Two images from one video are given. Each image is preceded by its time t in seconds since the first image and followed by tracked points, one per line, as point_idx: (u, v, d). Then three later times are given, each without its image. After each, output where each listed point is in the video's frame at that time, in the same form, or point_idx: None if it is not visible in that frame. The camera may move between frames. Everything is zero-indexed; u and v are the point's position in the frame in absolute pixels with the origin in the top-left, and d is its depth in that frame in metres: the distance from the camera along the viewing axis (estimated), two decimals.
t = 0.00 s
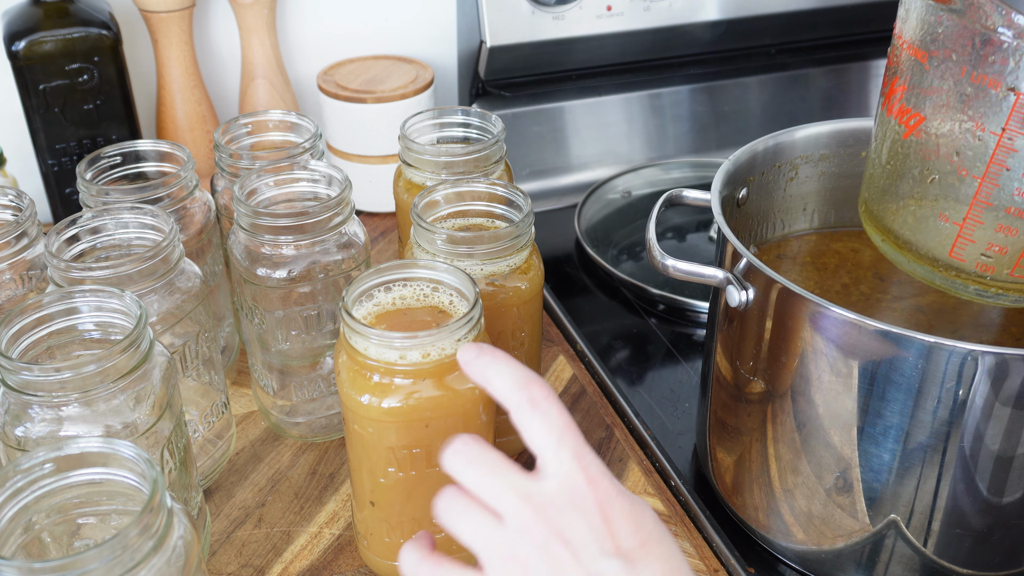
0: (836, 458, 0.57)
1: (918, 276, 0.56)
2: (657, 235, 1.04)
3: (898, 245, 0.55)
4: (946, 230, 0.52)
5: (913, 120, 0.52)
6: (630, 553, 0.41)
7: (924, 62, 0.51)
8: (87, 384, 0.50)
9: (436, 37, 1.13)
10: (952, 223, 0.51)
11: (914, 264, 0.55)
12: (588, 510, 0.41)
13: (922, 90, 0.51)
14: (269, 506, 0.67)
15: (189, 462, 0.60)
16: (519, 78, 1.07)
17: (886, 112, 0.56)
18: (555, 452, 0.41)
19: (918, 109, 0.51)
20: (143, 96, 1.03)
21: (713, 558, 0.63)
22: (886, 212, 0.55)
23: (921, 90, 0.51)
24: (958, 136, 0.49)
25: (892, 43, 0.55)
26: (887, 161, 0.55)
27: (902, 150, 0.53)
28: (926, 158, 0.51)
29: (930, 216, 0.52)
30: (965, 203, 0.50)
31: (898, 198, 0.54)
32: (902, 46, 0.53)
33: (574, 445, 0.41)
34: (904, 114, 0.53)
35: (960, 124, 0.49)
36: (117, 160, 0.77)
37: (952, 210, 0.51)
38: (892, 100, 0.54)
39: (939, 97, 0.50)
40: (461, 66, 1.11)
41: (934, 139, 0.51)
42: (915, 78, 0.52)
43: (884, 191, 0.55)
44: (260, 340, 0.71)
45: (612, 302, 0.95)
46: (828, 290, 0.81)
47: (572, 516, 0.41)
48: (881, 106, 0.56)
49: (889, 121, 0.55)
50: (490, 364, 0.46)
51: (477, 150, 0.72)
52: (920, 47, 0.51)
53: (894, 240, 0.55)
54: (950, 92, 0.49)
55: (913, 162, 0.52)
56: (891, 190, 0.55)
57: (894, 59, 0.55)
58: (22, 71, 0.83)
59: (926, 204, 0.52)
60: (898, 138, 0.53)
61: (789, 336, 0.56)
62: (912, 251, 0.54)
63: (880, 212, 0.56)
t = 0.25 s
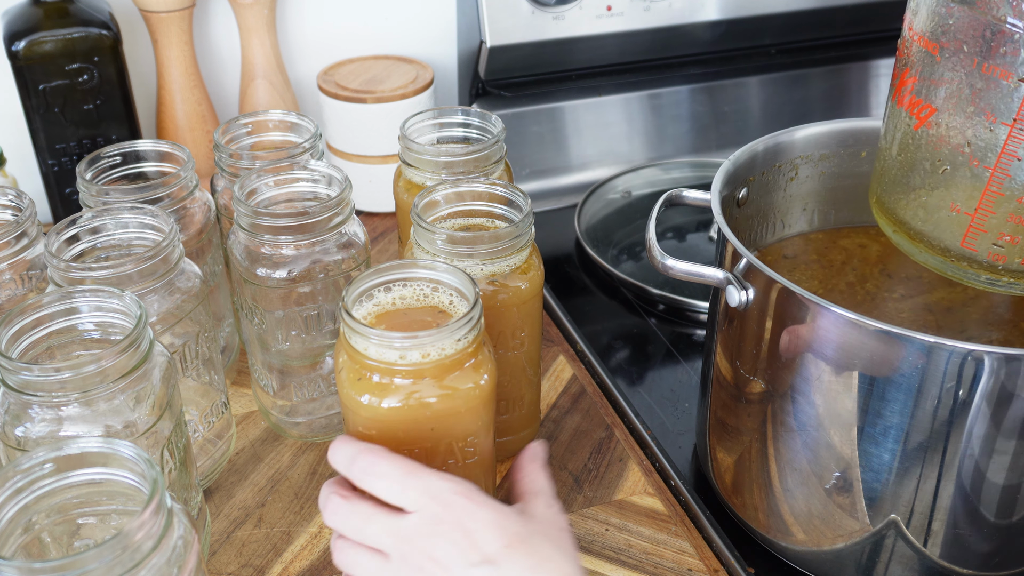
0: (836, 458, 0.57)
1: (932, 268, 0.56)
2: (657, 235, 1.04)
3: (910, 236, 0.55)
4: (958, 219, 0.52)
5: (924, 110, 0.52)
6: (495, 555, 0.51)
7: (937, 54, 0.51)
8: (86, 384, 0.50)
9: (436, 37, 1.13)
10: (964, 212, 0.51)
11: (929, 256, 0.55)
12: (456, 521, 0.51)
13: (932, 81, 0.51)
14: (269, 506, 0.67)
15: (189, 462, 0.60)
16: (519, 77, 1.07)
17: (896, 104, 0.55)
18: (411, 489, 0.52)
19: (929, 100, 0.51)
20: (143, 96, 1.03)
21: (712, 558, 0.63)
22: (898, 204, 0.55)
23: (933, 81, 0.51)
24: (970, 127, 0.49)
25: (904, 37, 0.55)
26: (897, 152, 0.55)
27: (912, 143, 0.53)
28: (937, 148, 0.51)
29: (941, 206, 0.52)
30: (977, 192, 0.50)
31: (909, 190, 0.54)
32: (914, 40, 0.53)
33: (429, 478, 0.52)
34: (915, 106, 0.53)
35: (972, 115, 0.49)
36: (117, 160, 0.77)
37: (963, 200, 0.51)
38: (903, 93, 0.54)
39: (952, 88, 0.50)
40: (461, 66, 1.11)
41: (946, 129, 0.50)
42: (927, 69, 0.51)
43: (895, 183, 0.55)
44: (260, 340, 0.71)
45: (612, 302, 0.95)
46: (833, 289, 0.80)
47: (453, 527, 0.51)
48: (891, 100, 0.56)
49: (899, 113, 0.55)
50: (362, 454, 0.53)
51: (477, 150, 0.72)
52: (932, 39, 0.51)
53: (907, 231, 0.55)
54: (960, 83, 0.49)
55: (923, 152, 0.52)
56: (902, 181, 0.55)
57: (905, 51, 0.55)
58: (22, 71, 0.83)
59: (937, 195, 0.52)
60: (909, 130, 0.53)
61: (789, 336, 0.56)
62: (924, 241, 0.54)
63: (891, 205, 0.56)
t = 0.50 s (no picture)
0: (836, 458, 0.57)
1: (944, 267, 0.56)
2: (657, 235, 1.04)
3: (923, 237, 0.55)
4: (970, 221, 0.52)
5: (937, 117, 0.52)
6: (385, 564, 0.50)
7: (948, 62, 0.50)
8: (86, 384, 0.50)
9: (436, 37, 1.13)
10: (978, 215, 0.51)
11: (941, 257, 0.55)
12: (354, 526, 0.51)
13: (946, 87, 0.51)
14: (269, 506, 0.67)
15: (189, 462, 0.60)
16: (519, 78, 1.07)
17: (908, 108, 0.55)
18: (323, 482, 0.53)
19: (941, 106, 0.51)
20: (143, 96, 1.03)
21: (712, 558, 0.63)
22: (911, 204, 0.55)
23: (945, 88, 0.51)
24: (984, 134, 0.49)
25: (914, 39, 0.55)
26: (910, 153, 0.55)
27: (926, 146, 0.53)
28: (951, 151, 0.51)
29: (955, 208, 0.52)
30: (991, 195, 0.50)
31: (922, 190, 0.54)
32: (924, 44, 0.53)
33: (344, 481, 0.53)
34: (927, 112, 0.53)
35: (985, 121, 0.49)
36: (117, 160, 0.77)
37: (977, 202, 0.51)
38: (915, 98, 0.54)
39: (965, 95, 0.50)
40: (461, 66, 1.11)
41: (960, 135, 0.51)
42: (939, 76, 0.51)
43: (909, 183, 0.55)
44: (260, 340, 0.71)
45: (613, 302, 0.95)
46: (829, 291, 0.81)
47: (355, 534, 0.51)
48: (904, 103, 0.56)
49: (912, 118, 0.55)
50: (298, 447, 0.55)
51: (477, 150, 0.72)
52: (941, 46, 0.51)
53: (919, 232, 0.55)
54: (973, 90, 0.49)
55: (937, 153, 0.52)
56: (915, 182, 0.55)
57: (915, 56, 0.55)
58: (22, 71, 0.83)
59: (951, 196, 0.52)
60: (922, 134, 0.53)
61: (789, 335, 0.56)
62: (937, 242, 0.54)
63: (903, 205, 0.56)
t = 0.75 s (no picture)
0: (836, 458, 0.57)
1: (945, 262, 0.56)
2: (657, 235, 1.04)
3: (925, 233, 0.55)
4: (975, 217, 0.51)
5: (942, 113, 0.52)
6: (314, 536, 0.50)
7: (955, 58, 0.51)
8: (87, 384, 0.50)
9: (436, 37, 1.13)
10: (983, 211, 0.51)
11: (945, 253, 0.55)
12: (294, 502, 0.51)
13: (952, 83, 0.51)
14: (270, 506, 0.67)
15: (189, 462, 0.60)
16: (519, 78, 1.07)
17: (911, 104, 0.55)
18: (268, 452, 0.54)
19: (947, 102, 0.51)
20: (143, 96, 1.03)
21: (713, 558, 0.63)
22: (913, 201, 0.55)
23: (952, 84, 0.51)
24: (990, 130, 0.50)
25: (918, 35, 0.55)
26: (914, 149, 0.55)
27: (930, 143, 0.53)
28: (957, 147, 0.51)
29: (960, 204, 0.52)
30: (996, 192, 0.50)
31: (926, 187, 0.54)
32: (929, 40, 0.53)
33: (289, 452, 0.54)
34: (932, 108, 0.53)
35: (992, 117, 0.49)
36: (117, 160, 0.77)
37: (983, 197, 0.51)
38: (919, 94, 0.54)
39: (972, 90, 0.50)
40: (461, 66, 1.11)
41: (966, 131, 0.51)
42: (945, 72, 0.51)
43: (912, 180, 0.55)
44: (260, 340, 0.71)
45: (613, 302, 0.95)
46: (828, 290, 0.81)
47: (293, 507, 0.51)
48: (907, 100, 0.56)
49: (915, 114, 0.55)
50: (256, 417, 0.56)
51: (477, 150, 0.72)
52: (948, 42, 0.51)
53: (922, 228, 0.55)
54: (980, 85, 0.49)
55: (942, 150, 0.52)
56: (919, 178, 0.54)
57: (920, 52, 0.55)
58: (22, 71, 0.83)
59: (955, 193, 0.52)
60: (926, 130, 0.53)
61: (788, 335, 0.56)
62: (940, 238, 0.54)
63: (906, 202, 0.56)
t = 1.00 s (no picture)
0: (836, 458, 0.57)
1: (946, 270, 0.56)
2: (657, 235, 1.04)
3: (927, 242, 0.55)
4: (977, 224, 0.51)
5: (944, 120, 0.52)
6: (348, 522, 0.51)
7: (956, 66, 0.50)
8: (86, 384, 0.50)
9: (436, 37, 1.13)
10: (986, 218, 0.51)
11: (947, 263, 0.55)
12: (317, 494, 0.52)
13: (952, 89, 0.51)
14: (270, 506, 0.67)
15: (189, 462, 0.60)
16: (519, 78, 1.07)
17: (912, 112, 0.55)
18: (272, 453, 0.53)
19: (948, 109, 0.51)
20: (143, 96, 1.03)
21: (712, 558, 0.63)
22: (915, 209, 0.55)
23: (954, 91, 0.51)
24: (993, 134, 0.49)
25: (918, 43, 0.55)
26: (915, 159, 0.55)
27: (932, 150, 0.53)
28: (959, 155, 0.51)
29: (961, 214, 0.52)
30: (998, 198, 0.50)
31: (928, 195, 0.54)
32: (930, 48, 0.53)
33: (297, 449, 0.53)
34: (934, 115, 0.52)
35: (993, 124, 0.49)
36: (117, 160, 0.77)
37: (984, 206, 0.51)
38: (920, 101, 0.54)
39: (973, 96, 0.50)
40: (461, 66, 1.11)
41: (968, 138, 0.50)
42: (947, 79, 0.51)
43: (914, 187, 0.55)
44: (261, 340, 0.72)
45: (612, 302, 0.95)
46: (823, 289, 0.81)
47: (318, 496, 0.51)
48: (908, 108, 0.56)
49: (916, 122, 0.55)
50: (238, 422, 0.54)
51: (477, 150, 0.72)
52: (949, 48, 0.51)
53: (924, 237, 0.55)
54: (980, 92, 0.49)
55: (944, 159, 0.52)
56: (921, 186, 0.54)
57: (919, 61, 0.55)
58: (22, 71, 0.83)
59: (957, 202, 0.52)
60: (928, 138, 0.53)
61: (789, 335, 0.56)
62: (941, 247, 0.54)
63: (907, 210, 0.56)
